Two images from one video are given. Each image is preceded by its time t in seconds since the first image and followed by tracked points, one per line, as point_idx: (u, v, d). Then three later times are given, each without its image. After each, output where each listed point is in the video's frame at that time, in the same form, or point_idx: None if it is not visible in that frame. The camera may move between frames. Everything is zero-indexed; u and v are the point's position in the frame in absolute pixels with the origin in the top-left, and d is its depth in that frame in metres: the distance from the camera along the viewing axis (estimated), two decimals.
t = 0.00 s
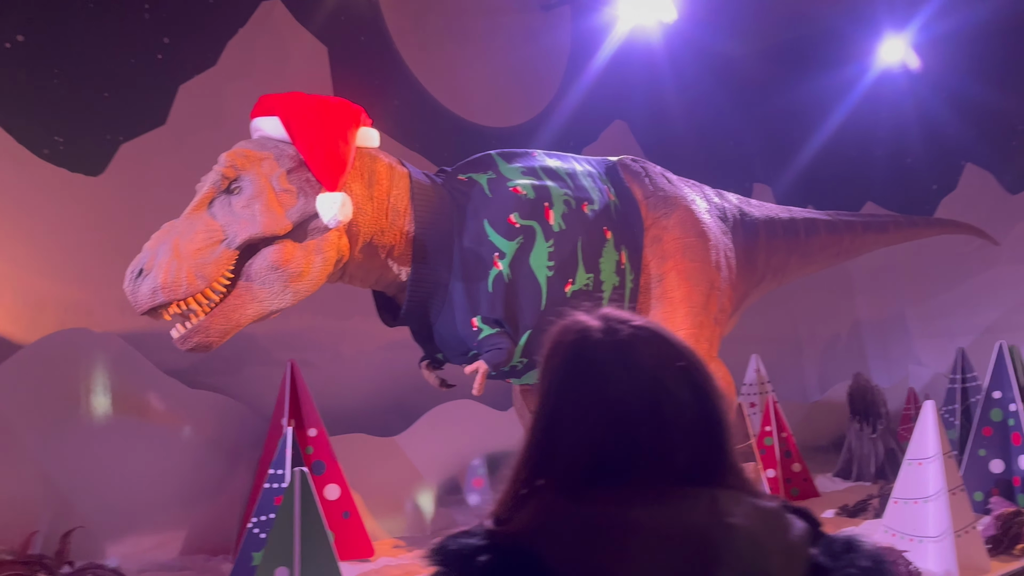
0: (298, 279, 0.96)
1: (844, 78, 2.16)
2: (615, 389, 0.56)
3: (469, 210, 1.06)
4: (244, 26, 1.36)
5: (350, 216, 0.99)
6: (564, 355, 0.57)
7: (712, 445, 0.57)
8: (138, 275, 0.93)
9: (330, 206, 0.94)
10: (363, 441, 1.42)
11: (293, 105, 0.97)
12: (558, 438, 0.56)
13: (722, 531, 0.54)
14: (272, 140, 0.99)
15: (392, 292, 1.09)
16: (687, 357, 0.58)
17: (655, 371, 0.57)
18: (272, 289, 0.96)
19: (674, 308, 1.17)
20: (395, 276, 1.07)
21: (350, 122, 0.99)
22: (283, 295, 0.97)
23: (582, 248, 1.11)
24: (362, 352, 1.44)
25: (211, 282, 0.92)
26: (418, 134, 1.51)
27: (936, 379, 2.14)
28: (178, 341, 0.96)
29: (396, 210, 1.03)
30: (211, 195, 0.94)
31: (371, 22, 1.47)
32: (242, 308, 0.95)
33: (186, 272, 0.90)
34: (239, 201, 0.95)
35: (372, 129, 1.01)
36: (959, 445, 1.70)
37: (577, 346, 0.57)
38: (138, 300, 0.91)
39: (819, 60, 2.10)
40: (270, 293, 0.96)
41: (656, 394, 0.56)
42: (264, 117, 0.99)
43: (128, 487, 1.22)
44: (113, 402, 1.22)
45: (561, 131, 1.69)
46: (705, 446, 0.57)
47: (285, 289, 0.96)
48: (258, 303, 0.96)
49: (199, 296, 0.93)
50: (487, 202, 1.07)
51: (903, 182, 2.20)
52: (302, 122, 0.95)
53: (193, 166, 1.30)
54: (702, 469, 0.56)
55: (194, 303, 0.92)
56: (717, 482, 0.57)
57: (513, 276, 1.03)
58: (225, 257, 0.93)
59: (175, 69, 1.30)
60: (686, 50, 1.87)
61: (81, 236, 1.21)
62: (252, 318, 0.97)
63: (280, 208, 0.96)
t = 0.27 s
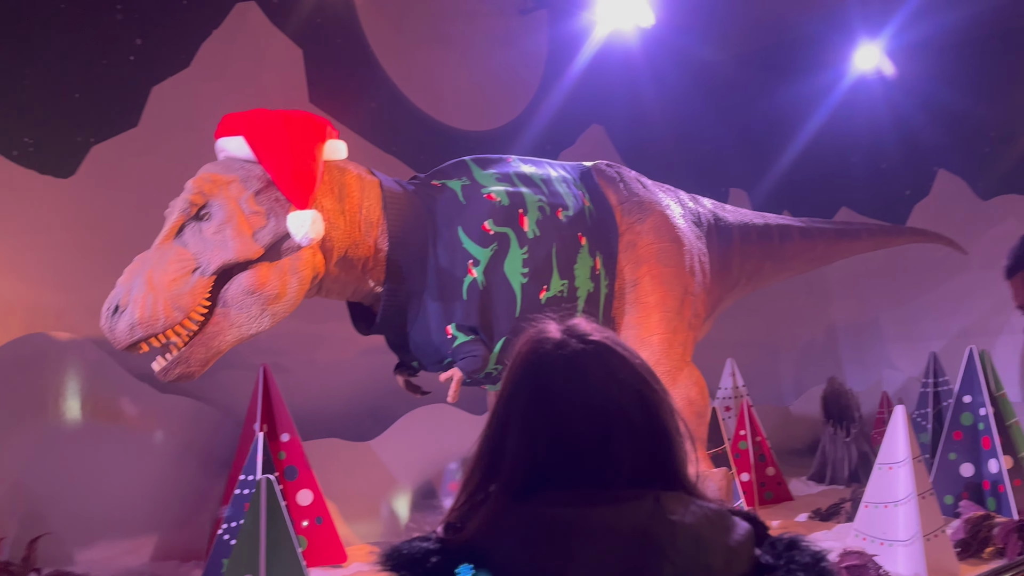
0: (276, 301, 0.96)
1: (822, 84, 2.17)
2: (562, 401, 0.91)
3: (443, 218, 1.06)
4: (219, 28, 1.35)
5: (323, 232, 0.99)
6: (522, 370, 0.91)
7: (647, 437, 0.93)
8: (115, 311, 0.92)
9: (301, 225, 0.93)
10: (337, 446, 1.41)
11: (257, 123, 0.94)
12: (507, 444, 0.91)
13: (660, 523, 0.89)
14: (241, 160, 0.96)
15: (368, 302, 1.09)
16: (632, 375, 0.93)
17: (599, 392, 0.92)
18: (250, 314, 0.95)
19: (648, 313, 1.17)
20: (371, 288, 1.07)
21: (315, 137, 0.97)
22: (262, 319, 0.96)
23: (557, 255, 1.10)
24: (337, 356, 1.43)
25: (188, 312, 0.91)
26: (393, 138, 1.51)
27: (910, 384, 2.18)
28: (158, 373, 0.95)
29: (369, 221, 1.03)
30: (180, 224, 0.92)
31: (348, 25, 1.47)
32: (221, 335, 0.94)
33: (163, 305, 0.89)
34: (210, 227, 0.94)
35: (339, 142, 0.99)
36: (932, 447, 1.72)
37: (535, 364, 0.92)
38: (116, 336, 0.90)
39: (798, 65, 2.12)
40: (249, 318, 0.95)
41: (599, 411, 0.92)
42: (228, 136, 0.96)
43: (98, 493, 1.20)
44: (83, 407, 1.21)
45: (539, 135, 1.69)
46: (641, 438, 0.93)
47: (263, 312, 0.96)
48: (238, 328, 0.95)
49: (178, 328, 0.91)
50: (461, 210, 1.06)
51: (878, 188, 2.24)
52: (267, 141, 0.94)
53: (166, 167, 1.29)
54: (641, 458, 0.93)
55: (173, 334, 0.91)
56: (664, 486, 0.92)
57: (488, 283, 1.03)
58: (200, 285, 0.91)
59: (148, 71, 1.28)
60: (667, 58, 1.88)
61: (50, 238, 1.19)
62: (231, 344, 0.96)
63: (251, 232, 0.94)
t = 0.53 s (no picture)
0: (262, 315, 0.92)
1: (811, 88, 2.26)
2: (570, 400, 0.84)
3: (429, 223, 1.04)
4: (205, 30, 1.34)
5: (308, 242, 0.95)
6: (528, 380, 0.84)
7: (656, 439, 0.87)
8: (99, 329, 0.89)
9: (284, 237, 0.89)
10: (322, 450, 1.41)
11: (236, 137, 0.91)
12: (518, 429, 0.84)
13: (664, 522, 0.85)
14: (222, 176, 0.93)
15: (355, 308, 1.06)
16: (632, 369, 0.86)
17: (602, 385, 0.85)
18: (235, 330, 0.91)
19: (635, 316, 1.17)
20: (357, 297, 1.03)
21: (298, 148, 0.93)
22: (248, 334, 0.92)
23: (544, 260, 1.10)
24: (323, 359, 1.43)
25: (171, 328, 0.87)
26: (380, 140, 1.51)
27: (896, 388, 2.23)
28: (148, 391, 0.92)
29: (353, 231, 1.00)
30: (163, 240, 0.89)
31: (335, 27, 1.47)
32: (207, 352, 0.91)
33: (146, 322, 0.85)
34: (193, 242, 0.90)
35: (321, 150, 0.96)
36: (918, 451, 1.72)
37: (546, 363, 0.84)
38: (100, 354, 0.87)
39: (783, 71, 2.20)
40: (235, 334, 0.91)
41: (601, 410, 0.85)
42: (208, 151, 0.92)
43: (81, 497, 1.19)
44: (66, 410, 1.19)
45: (528, 139, 1.69)
46: (647, 440, 0.87)
47: (249, 327, 0.92)
48: (224, 345, 0.91)
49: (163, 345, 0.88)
50: (447, 215, 1.05)
51: (867, 192, 2.29)
52: (247, 154, 0.90)
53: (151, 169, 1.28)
54: (642, 450, 0.86)
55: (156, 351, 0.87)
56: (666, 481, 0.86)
57: (474, 289, 1.02)
58: (184, 301, 0.88)
59: (134, 72, 1.27)
60: (654, 62, 1.90)
61: (33, 239, 1.18)
62: (219, 360, 0.92)
63: (233, 246, 0.90)
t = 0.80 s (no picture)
0: (250, 320, 0.90)
1: (796, 95, 2.26)
2: (574, 403, 0.60)
3: (417, 228, 1.03)
4: (192, 31, 1.33)
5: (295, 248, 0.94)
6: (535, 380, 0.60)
7: (678, 457, 0.61)
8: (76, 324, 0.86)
9: (272, 241, 0.88)
10: (310, 453, 1.40)
11: (221, 141, 0.90)
12: (519, 438, 0.61)
13: (671, 525, 0.58)
14: (208, 181, 0.91)
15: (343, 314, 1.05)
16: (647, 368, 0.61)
17: (615, 386, 0.60)
18: (224, 336, 0.89)
19: (623, 320, 1.18)
20: (346, 302, 1.03)
21: (284, 153, 0.92)
22: (237, 340, 0.90)
23: (532, 264, 1.10)
24: (310, 362, 1.42)
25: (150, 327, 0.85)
26: (369, 143, 1.51)
27: (881, 392, 2.25)
28: (137, 402, 0.90)
29: (341, 235, 0.99)
30: (145, 238, 0.87)
31: (324, 30, 1.47)
32: (195, 358, 0.89)
33: (123, 319, 0.83)
34: (176, 242, 0.88)
35: (307, 155, 0.96)
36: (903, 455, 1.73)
37: (552, 358, 0.61)
38: (74, 349, 0.84)
39: (772, 78, 2.20)
40: (221, 339, 0.89)
41: (615, 414, 0.60)
42: (193, 156, 0.91)
43: (63, 502, 1.17)
44: (51, 414, 1.17)
45: (516, 144, 1.71)
46: (665, 458, 0.60)
47: (237, 333, 0.90)
48: (210, 351, 0.89)
49: (139, 342, 0.86)
50: (436, 220, 1.05)
51: (854, 199, 2.31)
52: (232, 158, 0.89)
53: (137, 171, 1.28)
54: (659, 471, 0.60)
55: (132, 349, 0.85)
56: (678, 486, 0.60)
57: (462, 293, 1.02)
58: (163, 300, 0.86)
59: (121, 73, 1.26)
60: (643, 64, 1.93)
61: (17, 241, 1.16)
62: (208, 366, 0.90)
63: (218, 248, 0.89)
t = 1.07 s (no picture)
0: (234, 317, 0.88)
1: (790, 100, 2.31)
2: (575, 402, 0.51)
3: (410, 232, 1.03)
4: (185, 33, 1.33)
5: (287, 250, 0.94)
6: (532, 380, 0.52)
7: (687, 462, 0.52)
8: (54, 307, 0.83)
9: (266, 240, 0.87)
10: (303, 456, 1.40)
11: (217, 140, 0.88)
12: (517, 442, 0.52)
13: (684, 525, 0.50)
14: (203, 179, 0.90)
15: (335, 317, 1.05)
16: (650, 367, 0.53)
17: (620, 387, 0.51)
18: (206, 331, 0.87)
19: (616, 324, 1.17)
20: (338, 305, 1.02)
21: (280, 153, 0.91)
22: (219, 336, 0.88)
23: (525, 268, 1.09)
24: (302, 366, 1.42)
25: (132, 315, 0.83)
26: (363, 146, 1.51)
27: (874, 398, 2.24)
28: (110, 392, 0.86)
29: (334, 238, 0.99)
30: (136, 227, 0.86)
31: (317, 32, 1.47)
32: (175, 352, 0.86)
33: (106, 303, 0.81)
34: (167, 234, 0.87)
35: (302, 155, 0.96)
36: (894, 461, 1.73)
37: (551, 359, 0.52)
38: (50, 331, 0.81)
39: (763, 85, 2.27)
40: (204, 333, 0.87)
41: (623, 412, 0.51)
42: (189, 154, 0.90)
43: (50, 505, 1.16)
44: (41, 417, 1.16)
45: (510, 147, 1.72)
46: (675, 461, 0.52)
47: (221, 329, 0.88)
48: (191, 345, 0.87)
49: (118, 330, 0.83)
50: (428, 223, 1.04)
51: (846, 206, 2.34)
52: (228, 157, 0.88)
53: (129, 173, 1.27)
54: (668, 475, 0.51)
55: (112, 336, 0.82)
56: (688, 488, 0.52)
57: (455, 296, 1.02)
58: (148, 290, 0.84)
59: (113, 75, 1.26)
60: (639, 71, 1.99)
61: (8, 242, 1.15)
62: (187, 362, 0.88)
63: (209, 242, 0.87)
